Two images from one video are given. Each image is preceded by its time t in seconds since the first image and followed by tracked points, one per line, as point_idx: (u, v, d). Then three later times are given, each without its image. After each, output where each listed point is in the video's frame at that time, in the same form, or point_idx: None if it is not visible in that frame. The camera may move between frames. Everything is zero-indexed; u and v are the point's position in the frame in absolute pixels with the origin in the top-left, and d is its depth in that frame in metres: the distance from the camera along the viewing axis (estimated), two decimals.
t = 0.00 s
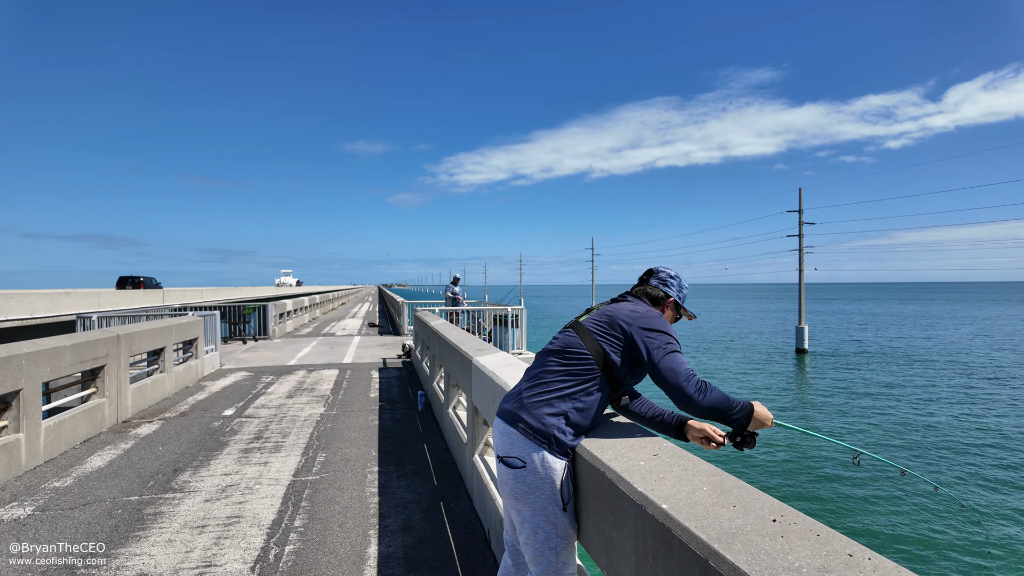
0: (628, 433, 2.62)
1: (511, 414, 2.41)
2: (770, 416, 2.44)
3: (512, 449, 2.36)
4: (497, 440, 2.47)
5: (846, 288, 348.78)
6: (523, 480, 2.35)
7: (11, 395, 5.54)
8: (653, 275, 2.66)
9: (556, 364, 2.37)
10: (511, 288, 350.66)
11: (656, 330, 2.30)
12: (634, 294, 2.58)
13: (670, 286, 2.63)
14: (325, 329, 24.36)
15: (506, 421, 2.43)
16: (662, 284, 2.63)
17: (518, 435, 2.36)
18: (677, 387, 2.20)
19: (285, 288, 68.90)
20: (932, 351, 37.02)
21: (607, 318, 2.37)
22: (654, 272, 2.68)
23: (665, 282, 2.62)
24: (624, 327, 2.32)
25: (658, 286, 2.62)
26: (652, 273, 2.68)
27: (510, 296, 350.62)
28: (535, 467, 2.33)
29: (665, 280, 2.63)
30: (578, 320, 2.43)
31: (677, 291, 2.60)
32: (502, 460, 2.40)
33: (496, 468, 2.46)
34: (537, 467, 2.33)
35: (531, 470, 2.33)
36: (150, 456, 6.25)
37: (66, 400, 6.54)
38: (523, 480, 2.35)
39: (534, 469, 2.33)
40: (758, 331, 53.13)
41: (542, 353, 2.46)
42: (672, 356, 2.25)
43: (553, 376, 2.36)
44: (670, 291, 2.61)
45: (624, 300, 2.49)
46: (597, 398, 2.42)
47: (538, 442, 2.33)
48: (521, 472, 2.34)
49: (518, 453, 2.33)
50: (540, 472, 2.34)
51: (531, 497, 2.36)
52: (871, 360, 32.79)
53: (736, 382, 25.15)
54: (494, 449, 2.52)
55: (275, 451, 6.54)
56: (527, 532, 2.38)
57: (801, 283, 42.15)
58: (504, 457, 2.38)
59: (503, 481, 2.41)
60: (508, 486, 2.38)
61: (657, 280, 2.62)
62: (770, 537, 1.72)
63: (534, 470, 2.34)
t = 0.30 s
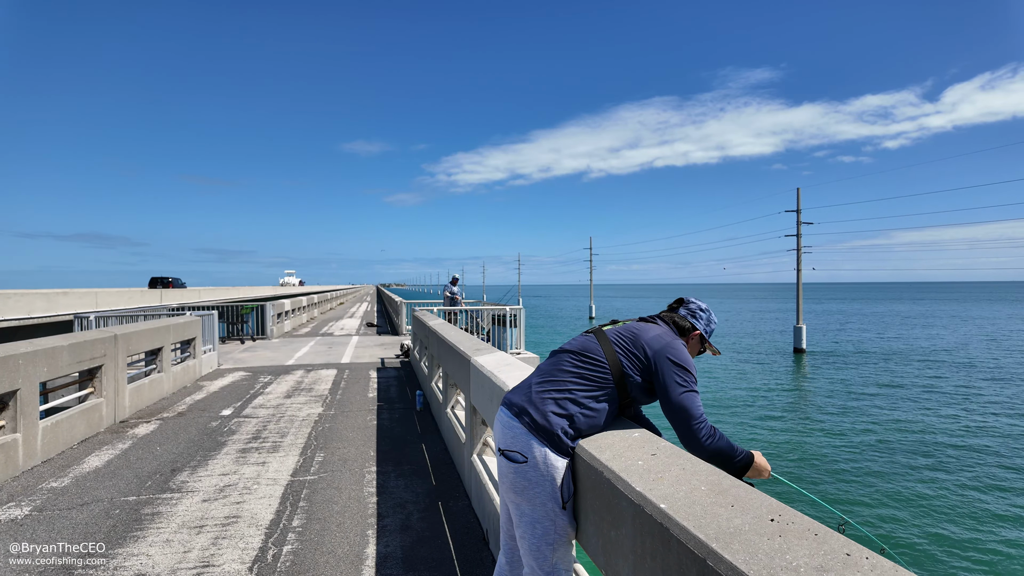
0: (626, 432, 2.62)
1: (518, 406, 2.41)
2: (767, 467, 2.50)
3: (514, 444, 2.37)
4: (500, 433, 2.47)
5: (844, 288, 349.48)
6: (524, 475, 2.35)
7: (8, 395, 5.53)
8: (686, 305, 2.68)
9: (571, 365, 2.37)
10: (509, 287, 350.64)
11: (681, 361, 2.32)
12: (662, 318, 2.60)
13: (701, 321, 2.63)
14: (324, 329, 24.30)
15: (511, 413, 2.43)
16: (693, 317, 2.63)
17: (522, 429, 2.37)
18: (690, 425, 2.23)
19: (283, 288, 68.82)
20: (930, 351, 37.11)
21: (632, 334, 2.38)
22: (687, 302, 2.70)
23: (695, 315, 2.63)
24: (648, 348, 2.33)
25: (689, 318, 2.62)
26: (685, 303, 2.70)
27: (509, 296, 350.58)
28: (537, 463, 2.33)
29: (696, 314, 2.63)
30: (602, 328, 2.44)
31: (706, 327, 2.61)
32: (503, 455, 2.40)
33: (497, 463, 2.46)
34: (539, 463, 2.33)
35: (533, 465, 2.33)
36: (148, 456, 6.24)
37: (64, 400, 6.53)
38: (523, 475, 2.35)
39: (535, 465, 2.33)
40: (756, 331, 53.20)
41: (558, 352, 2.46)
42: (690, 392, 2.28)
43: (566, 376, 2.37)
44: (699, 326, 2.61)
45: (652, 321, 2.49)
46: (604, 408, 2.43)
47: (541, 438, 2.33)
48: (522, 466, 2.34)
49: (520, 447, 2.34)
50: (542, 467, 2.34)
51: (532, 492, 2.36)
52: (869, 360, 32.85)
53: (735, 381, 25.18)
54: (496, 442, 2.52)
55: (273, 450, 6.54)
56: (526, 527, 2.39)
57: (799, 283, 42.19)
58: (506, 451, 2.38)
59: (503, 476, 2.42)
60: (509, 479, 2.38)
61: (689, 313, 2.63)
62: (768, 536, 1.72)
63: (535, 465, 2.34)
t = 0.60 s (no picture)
0: (624, 431, 2.63)
1: (517, 406, 2.41)
2: (786, 443, 2.51)
3: (514, 443, 2.36)
4: (499, 432, 2.47)
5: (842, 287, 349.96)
6: (523, 474, 2.35)
7: (5, 395, 5.53)
8: (683, 295, 2.69)
9: (568, 363, 2.37)
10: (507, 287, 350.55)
11: (680, 347, 2.31)
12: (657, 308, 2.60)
13: (697, 310, 2.64)
14: (322, 329, 24.28)
15: (510, 413, 2.43)
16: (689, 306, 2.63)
17: (522, 429, 2.36)
18: (699, 411, 2.24)
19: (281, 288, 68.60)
20: (928, 351, 37.21)
21: (626, 326, 2.37)
22: (684, 293, 2.71)
23: (693, 304, 2.64)
24: (644, 338, 2.32)
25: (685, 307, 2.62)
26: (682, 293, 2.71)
27: (507, 296, 350.65)
28: (536, 462, 2.33)
29: (692, 304, 2.64)
30: (596, 322, 2.43)
31: (703, 315, 2.62)
32: (503, 453, 2.40)
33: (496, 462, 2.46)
34: (538, 463, 2.33)
35: (532, 464, 2.34)
36: (145, 456, 6.23)
37: (61, 400, 6.52)
38: (523, 474, 2.36)
39: (535, 464, 2.33)
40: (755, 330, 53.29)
41: (554, 350, 2.47)
42: (694, 377, 2.28)
43: (563, 373, 2.36)
44: (695, 315, 2.61)
45: (647, 312, 2.49)
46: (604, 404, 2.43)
47: (541, 438, 2.33)
48: (521, 466, 2.34)
49: (519, 446, 2.34)
50: (541, 467, 2.34)
51: (531, 492, 2.36)
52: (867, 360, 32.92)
53: (734, 381, 25.21)
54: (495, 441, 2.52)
55: (271, 451, 6.53)
56: (524, 526, 2.39)
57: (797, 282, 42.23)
58: (506, 450, 2.38)
59: (503, 475, 2.42)
60: (507, 478, 2.38)
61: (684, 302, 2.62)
62: (767, 536, 1.72)
63: (534, 465, 2.34)
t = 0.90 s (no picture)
0: (623, 431, 2.63)
1: (512, 408, 2.41)
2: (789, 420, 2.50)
3: (511, 444, 2.36)
4: (495, 433, 2.47)
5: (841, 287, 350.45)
6: (521, 475, 2.35)
7: (3, 395, 5.51)
8: (671, 276, 2.66)
9: (560, 362, 2.36)
10: (506, 287, 350.44)
11: (672, 332, 2.28)
12: (645, 292, 2.57)
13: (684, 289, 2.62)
14: (320, 329, 24.29)
15: (507, 415, 2.43)
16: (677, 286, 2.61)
17: (518, 431, 2.36)
18: (700, 396, 2.25)
19: (280, 288, 68.53)
20: (926, 351, 37.28)
21: (616, 318, 2.34)
22: (672, 273, 2.68)
23: (680, 285, 2.62)
24: (635, 329, 2.29)
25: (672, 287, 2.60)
26: (670, 274, 2.68)
27: (506, 295, 350.55)
28: (534, 462, 2.33)
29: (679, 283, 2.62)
30: (585, 318, 2.40)
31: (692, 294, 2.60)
32: (500, 454, 2.40)
33: (493, 462, 2.46)
34: (536, 464, 2.34)
35: (529, 465, 2.34)
36: (144, 456, 6.23)
37: (59, 400, 6.51)
38: (520, 475, 2.35)
39: (532, 465, 2.34)
40: (754, 330, 53.33)
41: (546, 350, 2.46)
42: (689, 361, 2.27)
43: (556, 373, 2.36)
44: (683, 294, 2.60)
45: (634, 300, 2.46)
46: (601, 399, 2.42)
47: (537, 439, 2.33)
48: (519, 466, 2.34)
49: (517, 447, 2.34)
50: (539, 467, 2.34)
51: (529, 492, 2.36)
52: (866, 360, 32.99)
53: (732, 381, 25.24)
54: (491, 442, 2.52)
55: (270, 450, 6.53)
56: (522, 528, 2.39)
57: (796, 282, 42.22)
58: (503, 451, 2.38)
59: (500, 476, 2.42)
60: (505, 478, 2.38)
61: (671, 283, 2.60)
62: (765, 535, 1.73)
63: (532, 465, 2.34)
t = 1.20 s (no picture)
0: (621, 430, 2.64)
1: (512, 409, 2.40)
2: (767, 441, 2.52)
3: (511, 444, 2.36)
4: (495, 433, 2.47)
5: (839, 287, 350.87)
6: (521, 475, 2.36)
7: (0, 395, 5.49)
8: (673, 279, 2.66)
9: (559, 363, 2.36)
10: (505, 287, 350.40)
11: (671, 337, 2.28)
12: (646, 292, 2.57)
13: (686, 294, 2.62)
14: (319, 329, 24.25)
15: (506, 416, 2.43)
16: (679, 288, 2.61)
17: (518, 431, 2.36)
18: (692, 402, 2.23)
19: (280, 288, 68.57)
20: (924, 351, 37.32)
21: (615, 318, 2.34)
22: (676, 279, 2.71)
23: (686, 290, 2.67)
24: (633, 331, 2.28)
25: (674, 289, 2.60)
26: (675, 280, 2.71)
27: (505, 295, 350.60)
28: (534, 463, 2.34)
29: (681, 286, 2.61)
30: (583, 318, 2.40)
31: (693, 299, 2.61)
32: (499, 455, 2.40)
33: (493, 462, 2.46)
34: (535, 464, 2.34)
35: (529, 465, 2.34)
36: (142, 456, 6.22)
37: (57, 400, 6.49)
38: (520, 475, 2.36)
39: (531, 465, 2.34)
40: (753, 330, 53.36)
41: (544, 350, 2.45)
42: (686, 366, 2.26)
43: (556, 374, 2.36)
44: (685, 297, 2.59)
45: (634, 301, 2.45)
46: (600, 401, 2.43)
47: (537, 440, 2.33)
48: (519, 467, 2.34)
49: (516, 448, 2.34)
50: (538, 468, 2.34)
51: (528, 492, 2.37)
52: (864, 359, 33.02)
53: (731, 381, 25.26)
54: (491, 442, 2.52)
55: (268, 450, 6.52)
56: (521, 528, 2.39)
57: (794, 282, 42.26)
58: (502, 452, 2.38)
59: (499, 476, 2.42)
60: (505, 479, 2.39)
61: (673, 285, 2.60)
62: (763, 535, 1.73)
63: (531, 466, 2.34)
